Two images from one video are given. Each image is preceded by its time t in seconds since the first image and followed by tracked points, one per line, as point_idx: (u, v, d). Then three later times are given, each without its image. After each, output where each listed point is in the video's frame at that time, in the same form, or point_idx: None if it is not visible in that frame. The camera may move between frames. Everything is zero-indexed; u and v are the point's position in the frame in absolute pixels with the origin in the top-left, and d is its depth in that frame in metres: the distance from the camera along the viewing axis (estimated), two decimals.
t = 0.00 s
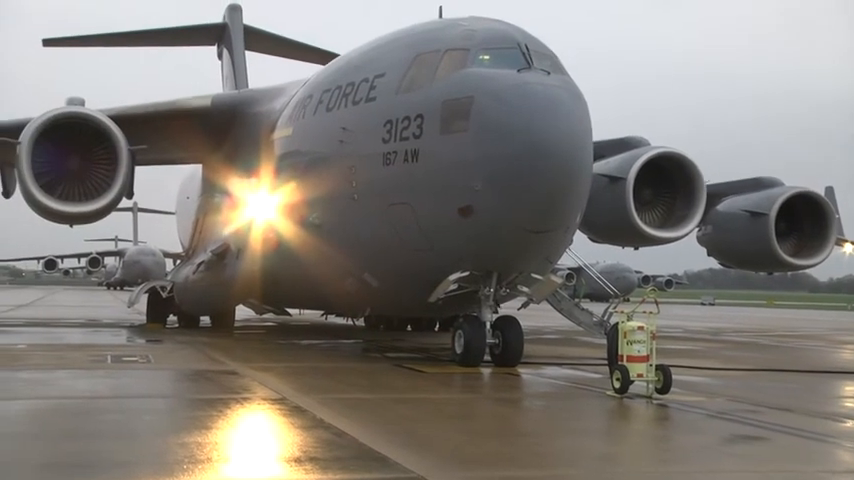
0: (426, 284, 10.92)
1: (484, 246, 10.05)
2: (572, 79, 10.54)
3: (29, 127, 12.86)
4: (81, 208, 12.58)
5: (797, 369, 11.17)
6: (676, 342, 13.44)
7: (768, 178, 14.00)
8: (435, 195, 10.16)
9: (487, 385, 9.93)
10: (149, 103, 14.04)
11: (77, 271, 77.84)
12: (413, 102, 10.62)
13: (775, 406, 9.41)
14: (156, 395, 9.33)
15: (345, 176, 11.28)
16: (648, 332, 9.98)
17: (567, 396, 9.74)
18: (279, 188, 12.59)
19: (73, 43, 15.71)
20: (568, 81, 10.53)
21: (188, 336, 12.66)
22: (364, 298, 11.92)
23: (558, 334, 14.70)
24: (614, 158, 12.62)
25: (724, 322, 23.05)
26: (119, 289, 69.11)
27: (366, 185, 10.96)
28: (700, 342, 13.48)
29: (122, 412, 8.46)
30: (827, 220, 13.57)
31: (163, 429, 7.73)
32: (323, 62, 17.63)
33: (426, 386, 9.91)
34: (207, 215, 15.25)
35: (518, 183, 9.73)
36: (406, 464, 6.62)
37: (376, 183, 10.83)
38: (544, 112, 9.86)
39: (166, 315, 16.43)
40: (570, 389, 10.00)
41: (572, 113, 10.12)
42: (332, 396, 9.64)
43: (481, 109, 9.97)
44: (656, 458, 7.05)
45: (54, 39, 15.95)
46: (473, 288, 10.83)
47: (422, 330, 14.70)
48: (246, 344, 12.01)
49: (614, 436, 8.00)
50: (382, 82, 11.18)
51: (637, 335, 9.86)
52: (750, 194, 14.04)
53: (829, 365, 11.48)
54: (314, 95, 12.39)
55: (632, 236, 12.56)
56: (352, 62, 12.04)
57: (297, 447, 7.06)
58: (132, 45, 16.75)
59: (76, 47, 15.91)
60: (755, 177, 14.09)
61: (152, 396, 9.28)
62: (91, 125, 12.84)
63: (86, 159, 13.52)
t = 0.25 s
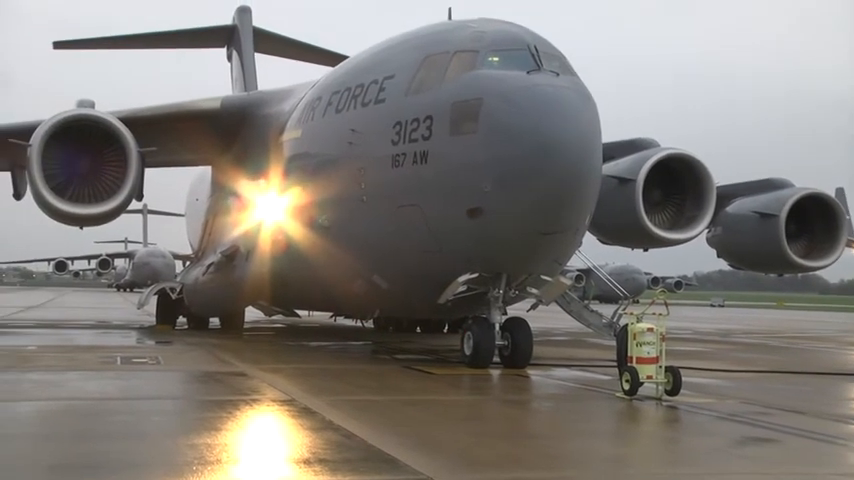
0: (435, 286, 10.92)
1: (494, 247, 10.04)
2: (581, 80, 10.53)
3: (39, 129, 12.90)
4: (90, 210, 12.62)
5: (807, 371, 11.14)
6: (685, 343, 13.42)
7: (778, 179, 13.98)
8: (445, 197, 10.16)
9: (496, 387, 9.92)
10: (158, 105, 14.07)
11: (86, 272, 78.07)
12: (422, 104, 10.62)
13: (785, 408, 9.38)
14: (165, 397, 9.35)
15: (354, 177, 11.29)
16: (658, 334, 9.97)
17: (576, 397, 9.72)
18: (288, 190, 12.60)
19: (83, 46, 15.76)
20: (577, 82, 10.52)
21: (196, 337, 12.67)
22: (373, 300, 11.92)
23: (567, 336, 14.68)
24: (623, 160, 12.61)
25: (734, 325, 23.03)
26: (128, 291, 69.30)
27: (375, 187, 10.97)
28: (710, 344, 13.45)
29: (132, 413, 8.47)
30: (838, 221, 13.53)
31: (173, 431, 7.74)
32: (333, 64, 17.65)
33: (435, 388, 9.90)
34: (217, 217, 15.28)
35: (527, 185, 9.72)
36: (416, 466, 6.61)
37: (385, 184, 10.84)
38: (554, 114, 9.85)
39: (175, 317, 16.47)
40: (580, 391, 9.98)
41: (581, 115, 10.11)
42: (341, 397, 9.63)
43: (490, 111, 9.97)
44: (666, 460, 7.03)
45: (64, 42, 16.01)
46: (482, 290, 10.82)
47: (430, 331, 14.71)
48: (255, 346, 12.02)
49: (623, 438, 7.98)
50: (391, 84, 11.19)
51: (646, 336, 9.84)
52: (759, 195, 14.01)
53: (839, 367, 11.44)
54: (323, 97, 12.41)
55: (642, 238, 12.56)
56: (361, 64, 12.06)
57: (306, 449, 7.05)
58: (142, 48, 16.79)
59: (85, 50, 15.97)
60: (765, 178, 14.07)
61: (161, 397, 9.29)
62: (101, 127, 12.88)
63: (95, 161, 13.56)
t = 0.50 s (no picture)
0: (440, 287, 10.92)
1: (498, 248, 10.05)
2: (586, 81, 10.53)
3: (44, 130, 12.91)
4: (95, 212, 12.63)
5: (811, 372, 11.12)
6: (689, 344, 13.41)
7: (783, 180, 13.97)
8: (449, 197, 10.16)
9: (500, 388, 9.92)
10: (162, 106, 14.09)
11: (90, 274, 78.14)
12: (426, 105, 10.63)
13: (790, 410, 9.36)
14: (170, 398, 9.36)
15: (359, 178, 11.29)
16: (663, 334, 9.89)
17: (581, 398, 9.72)
18: (293, 191, 12.61)
19: (87, 47, 15.78)
20: (582, 83, 10.52)
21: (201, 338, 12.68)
22: (377, 301, 11.92)
23: (572, 337, 14.68)
24: (628, 161, 12.60)
25: (739, 326, 23.06)
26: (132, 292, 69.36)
27: (380, 188, 10.98)
28: (714, 345, 13.44)
29: (136, 414, 8.48)
30: (843, 222, 13.51)
31: (178, 431, 7.75)
32: (337, 65, 17.65)
33: (439, 389, 9.90)
34: (221, 218, 15.30)
35: (531, 186, 9.72)
36: (419, 467, 6.61)
37: (389, 185, 10.84)
38: (558, 115, 9.84)
39: (179, 318, 16.48)
40: (584, 392, 9.98)
41: (586, 115, 10.11)
42: (345, 398, 9.63)
43: (494, 112, 9.97)
44: (670, 461, 7.02)
45: (69, 43, 16.04)
46: (487, 291, 10.81)
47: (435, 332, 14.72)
48: (259, 347, 12.03)
49: (627, 439, 7.97)
50: (395, 85, 11.19)
51: (651, 337, 9.77)
52: (764, 196, 13.99)
53: (843, 368, 11.42)
54: (327, 98, 12.42)
55: (647, 239, 12.56)
56: (366, 65, 12.07)
57: (311, 450, 7.06)
58: (146, 49, 16.80)
59: (90, 51, 15.99)
60: (770, 179, 14.06)
61: (166, 398, 9.30)
62: (106, 128, 12.89)
63: (99, 162, 13.57)
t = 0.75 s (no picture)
0: (441, 288, 10.92)
1: (499, 248, 10.05)
2: (587, 81, 10.53)
3: (45, 131, 12.92)
4: (96, 212, 12.63)
5: (812, 373, 11.12)
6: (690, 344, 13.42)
7: (785, 180, 13.97)
8: (450, 198, 10.16)
9: (501, 388, 9.92)
10: (164, 107, 14.10)
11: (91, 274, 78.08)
12: (428, 105, 10.63)
13: (792, 410, 9.35)
14: (171, 398, 9.37)
15: (360, 179, 11.29)
16: (664, 334, 9.88)
17: (582, 399, 9.72)
18: (294, 191, 12.62)
19: (89, 48, 15.79)
20: (583, 84, 10.52)
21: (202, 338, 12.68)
22: (379, 301, 11.93)
23: (573, 337, 14.68)
24: (629, 161, 12.61)
25: (740, 326, 23.13)
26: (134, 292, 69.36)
27: (381, 188, 10.98)
28: (715, 345, 13.45)
29: (138, 414, 8.49)
30: (844, 222, 13.50)
31: (179, 432, 7.75)
32: (339, 66, 17.66)
33: (440, 390, 9.90)
34: (223, 218, 15.31)
35: (533, 186, 9.72)
36: (421, 467, 6.62)
37: (390, 186, 10.84)
38: (559, 115, 9.85)
39: (180, 318, 16.49)
40: (585, 392, 9.98)
41: (587, 116, 10.11)
42: (346, 398, 9.63)
43: (496, 112, 9.97)
44: (671, 461, 7.02)
45: (71, 44, 16.05)
46: (488, 291, 10.81)
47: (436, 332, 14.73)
48: (261, 347, 12.04)
49: (629, 439, 7.97)
50: (397, 85, 11.19)
51: (652, 338, 9.76)
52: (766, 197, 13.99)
53: (844, 368, 11.42)
54: (328, 98, 12.42)
55: (648, 239, 12.56)
56: (367, 66, 12.07)
57: (312, 450, 7.06)
58: (148, 49, 16.81)
59: (92, 52, 16.00)
60: (772, 179, 14.07)
61: (167, 398, 9.30)
62: (107, 129, 12.90)
63: (101, 163, 13.58)
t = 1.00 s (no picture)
0: (441, 288, 10.93)
1: (499, 248, 10.04)
2: (587, 81, 10.53)
3: (45, 131, 12.92)
4: (96, 212, 12.63)
5: (812, 373, 11.12)
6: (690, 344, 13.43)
7: (785, 180, 13.98)
8: (450, 198, 10.16)
9: (501, 388, 9.92)
10: (164, 107, 14.10)
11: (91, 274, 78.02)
12: (428, 105, 10.63)
13: (792, 410, 9.35)
14: (171, 398, 9.37)
15: (360, 179, 11.29)
16: (664, 335, 9.88)
17: (582, 399, 9.72)
18: (294, 191, 12.62)
19: (90, 48, 15.80)
20: (583, 84, 10.52)
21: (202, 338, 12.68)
22: (379, 301, 11.93)
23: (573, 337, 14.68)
24: (629, 161, 12.61)
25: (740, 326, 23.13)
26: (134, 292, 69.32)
27: (381, 188, 10.98)
28: (715, 345, 13.45)
29: (138, 414, 8.49)
30: (844, 222, 13.50)
31: (179, 432, 7.75)
32: (339, 66, 17.66)
33: (440, 390, 9.90)
34: (223, 218, 15.31)
35: (533, 186, 9.72)
36: (421, 467, 6.62)
37: (390, 186, 10.84)
38: (559, 115, 9.85)
39: (181, 318, 16.49)
40: (585, 392, 9.98)
41: (587, 116, 10.11)
42: (346, 398, 9.63)
43: (496, 112, 9.97)
44: (671, 461, 7.02)
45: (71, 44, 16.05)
46: (488, 291, 10.81)
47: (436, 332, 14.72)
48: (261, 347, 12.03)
49: (629, 439, 7.97)
50: (397, 86, 11.20)
51: (652, 338, 9.76)
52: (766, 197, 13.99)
53: (844, 368, 11.42)
54: (329, 98, 12.42)
55: (648, 239, 12.56)
56: (367, 66, 12.08)
57: (312, 450, 7.06)
58: (149, 49, 16.81)
59: (92, 52, 16.00)
60: (772, 179, 14.07)
61: (167, 398, 9.30)
62: (107, 129, 12.91)
63: (101, 163, 13.58)
